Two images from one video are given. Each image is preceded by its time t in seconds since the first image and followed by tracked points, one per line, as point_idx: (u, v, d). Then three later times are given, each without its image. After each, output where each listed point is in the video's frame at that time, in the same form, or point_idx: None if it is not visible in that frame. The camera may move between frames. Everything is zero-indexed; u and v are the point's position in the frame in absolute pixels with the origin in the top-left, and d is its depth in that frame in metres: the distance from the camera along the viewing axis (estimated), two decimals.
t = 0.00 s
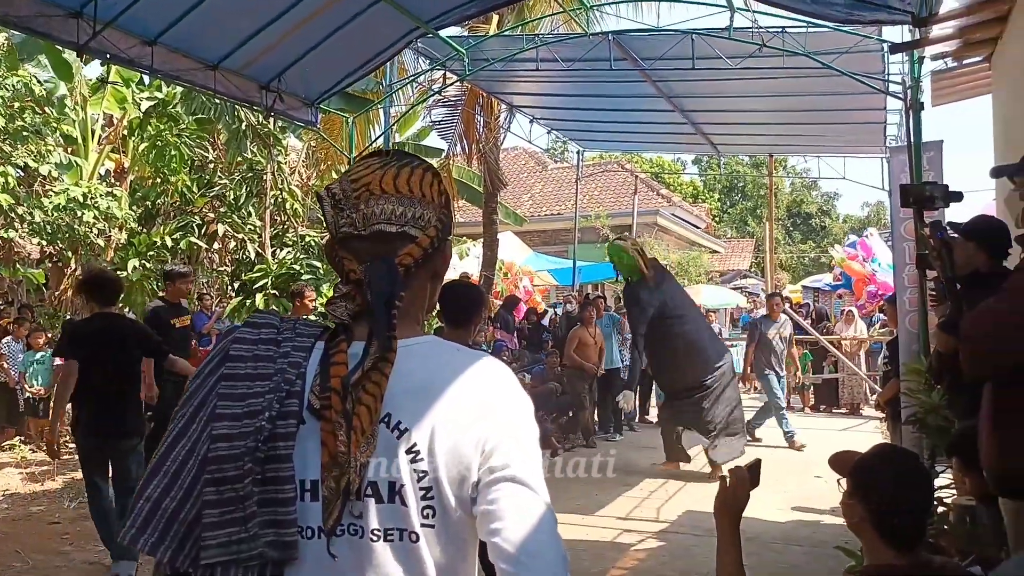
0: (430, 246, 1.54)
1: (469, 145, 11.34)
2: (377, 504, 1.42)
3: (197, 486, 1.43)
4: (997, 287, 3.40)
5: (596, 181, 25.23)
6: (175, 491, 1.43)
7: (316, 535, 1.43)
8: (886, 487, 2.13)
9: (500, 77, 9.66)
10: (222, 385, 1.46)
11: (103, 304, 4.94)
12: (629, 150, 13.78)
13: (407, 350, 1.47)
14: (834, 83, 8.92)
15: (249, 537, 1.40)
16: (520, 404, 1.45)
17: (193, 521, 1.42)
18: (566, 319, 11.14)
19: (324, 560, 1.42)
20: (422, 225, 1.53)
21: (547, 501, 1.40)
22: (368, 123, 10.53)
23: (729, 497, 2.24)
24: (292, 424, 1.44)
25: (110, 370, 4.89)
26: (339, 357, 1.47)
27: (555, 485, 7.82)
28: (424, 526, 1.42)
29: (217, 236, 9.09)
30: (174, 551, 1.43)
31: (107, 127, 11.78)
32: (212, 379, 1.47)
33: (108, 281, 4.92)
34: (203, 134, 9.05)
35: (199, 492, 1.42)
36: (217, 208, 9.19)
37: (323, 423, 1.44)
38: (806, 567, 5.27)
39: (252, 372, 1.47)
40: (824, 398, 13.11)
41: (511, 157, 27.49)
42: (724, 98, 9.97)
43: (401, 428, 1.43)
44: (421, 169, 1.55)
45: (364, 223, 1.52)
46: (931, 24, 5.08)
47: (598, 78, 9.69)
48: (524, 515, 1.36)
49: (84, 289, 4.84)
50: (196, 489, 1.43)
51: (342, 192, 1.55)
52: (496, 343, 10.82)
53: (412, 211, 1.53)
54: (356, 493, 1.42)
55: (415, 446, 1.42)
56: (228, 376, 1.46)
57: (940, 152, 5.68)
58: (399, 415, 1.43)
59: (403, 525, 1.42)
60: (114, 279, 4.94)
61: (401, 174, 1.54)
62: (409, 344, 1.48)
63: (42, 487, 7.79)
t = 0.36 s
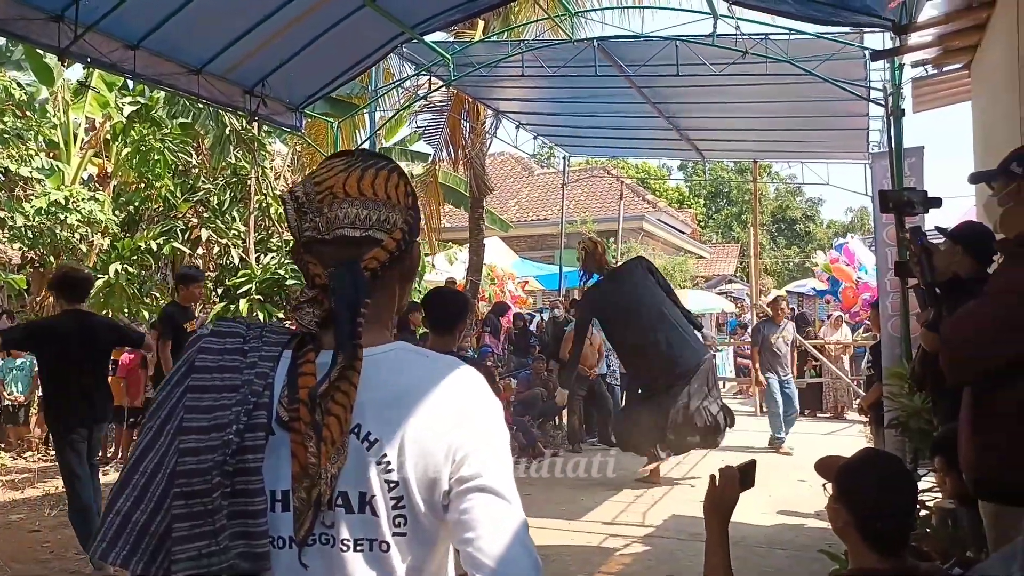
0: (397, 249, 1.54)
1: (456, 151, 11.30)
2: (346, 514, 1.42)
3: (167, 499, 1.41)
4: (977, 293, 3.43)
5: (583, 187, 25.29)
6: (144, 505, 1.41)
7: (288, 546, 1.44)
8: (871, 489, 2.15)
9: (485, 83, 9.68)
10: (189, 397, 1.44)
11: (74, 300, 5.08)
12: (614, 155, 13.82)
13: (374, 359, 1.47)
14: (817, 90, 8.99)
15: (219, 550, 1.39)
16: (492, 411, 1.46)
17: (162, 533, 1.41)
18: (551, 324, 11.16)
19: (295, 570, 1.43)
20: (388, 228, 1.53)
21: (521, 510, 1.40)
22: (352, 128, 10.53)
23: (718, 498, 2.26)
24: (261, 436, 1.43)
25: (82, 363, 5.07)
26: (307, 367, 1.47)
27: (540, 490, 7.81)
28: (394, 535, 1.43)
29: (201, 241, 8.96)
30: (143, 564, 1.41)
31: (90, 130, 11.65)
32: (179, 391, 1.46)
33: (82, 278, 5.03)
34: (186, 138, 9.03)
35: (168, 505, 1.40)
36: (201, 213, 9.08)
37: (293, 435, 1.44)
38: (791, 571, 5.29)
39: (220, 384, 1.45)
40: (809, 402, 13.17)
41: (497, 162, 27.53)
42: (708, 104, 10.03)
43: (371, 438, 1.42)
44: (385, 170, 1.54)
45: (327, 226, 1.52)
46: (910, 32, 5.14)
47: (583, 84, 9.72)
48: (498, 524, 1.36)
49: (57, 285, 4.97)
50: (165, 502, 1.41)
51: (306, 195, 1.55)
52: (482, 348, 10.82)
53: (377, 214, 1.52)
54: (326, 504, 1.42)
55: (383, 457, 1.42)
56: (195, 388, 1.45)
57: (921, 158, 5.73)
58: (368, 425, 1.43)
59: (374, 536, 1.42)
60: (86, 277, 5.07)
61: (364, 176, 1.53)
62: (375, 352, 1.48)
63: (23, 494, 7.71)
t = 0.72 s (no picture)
0: (356, 253, 1.51)
1: (441, 153, 11.31)
2: (312, 518, 1.42)
3: (134, 506, 1.41)
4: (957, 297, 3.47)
5: (567, 190, 25.34)
6: (111, 513, 1.42)
7: (255, 550, 1.43)
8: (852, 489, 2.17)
9: (469, 86, 9.68)
10: (155, 405, 1.44)
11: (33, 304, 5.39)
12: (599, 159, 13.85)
13: (336, 361, 1.46)
14: (800, 96, 9.05)
15: (188, 555, 1.40)
16: (457, 410, 1.46)
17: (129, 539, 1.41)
18: (536, 326, 11.17)
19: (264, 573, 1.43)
20: (345, 234, 1.51)
21: (486, 508, 1.42)
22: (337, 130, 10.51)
23: (702, 499, 2.26)
24: (227, 442, 1.43)
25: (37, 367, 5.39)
26: (271, 374, 1.46)
27: (524, 493, 7.82)
28: (360, 537, 1.42)
29: (183, 242, 8.87)
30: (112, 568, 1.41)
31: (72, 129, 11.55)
32: (145, 399, 1.45)
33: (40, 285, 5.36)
34: (168, 138, 8.95)
35: (135, 512, 1.41)
36: (183, 214, 9.00)
37: (258, 442, 1.44)
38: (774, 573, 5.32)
39: (183, 391, 1.44)
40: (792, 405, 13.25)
41: (482, 165, 27.53)
42: (692, 109, 10.08)
43: (335, 441, 1.42)
44: (341, 174, 1.51)
45: (283, 233, 1.51)
46: (892, 38, 5.18)
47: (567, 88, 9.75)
48: (465, 523, 1.38)
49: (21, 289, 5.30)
50: (133, 509, 1.41)
51: (262, 203, 1.54)
52: (467, 351, 10.82)
53: (334, 219, 1.50)
54: (291, 509, 1.41)
55: (347, 458, 1.41)
56: (160, 396, 1.44)
57: (902, 164, 5.78)
58: (332, 427, 1.42)
59: (339, 538, 1.42)
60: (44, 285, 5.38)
61: (321, 182, 1.50)
62: (340, 356, 1.47)
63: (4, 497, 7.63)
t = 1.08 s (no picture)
0: (313, 250, 1.52)
1: (428, 152, 11.25)
2: (280, 511, 1.42)
3: (98, 511, 1.37)
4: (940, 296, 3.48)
5: (555, 189, 25.34)
6: (73, 520, 1.37)
7: (225, 547, 1.43)
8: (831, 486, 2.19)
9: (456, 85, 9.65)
10: (117, 407, 1.41)
11: None
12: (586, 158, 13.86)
13: (298, 356, 1.46)
14: (785, 96, 9.10)
15: (158, 556, 1.37)
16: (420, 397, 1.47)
17: (95, 544, 1.37)
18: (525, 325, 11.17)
19: (234, 570, 1.42)
20: (301, 232, 1.51)
21: (451, 494, 1.44)
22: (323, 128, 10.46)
23: (688, 495, 2.28)
24: (192, 440, 1.42)
25: None
26: (234, 373, 1.46)
27: (512, 492, 7.81)
28: (330, 527, 1.43)
29: (167, 241, 8.82)
30: None
31: (56, 126, 11.41)
32: (105, 402, 1.42)
33: None
34: (154, 136, 8.81)
35: (99, 516, 1.37)
36: (168, 213, 8.92)
37: (222, 439, 1.42)
38: (760, 572, 5.33)
39: (144, 393, 1.42)
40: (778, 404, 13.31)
41: (471, 163, 27.48)
42: (678, 108, 10.10)
43: (301, 433, 1.42)
44: (294, 174, 1.51)
45: (237, 234, 1.49)
46: (877, 39, 5.20)
47: (554, 87, 9.73)
48: (430, 506, 1.39)
49: None
50: (96, 514, 1.37)
51: (210, 206, 1.52)
52: (454, 350, 10.81)
53: (290, 218, 1.50)
54: (257, 504, 1.41)
55: (314, 450, 1.42)
56: (121, 398, 1.41)
57: (886, 164, 5.82)
58: (297, 419, 1.42)
59: (309, 529, 1.42)
60: None
61: (273, 182, 1.50)
62: (301, 351, 1.47)
63: None
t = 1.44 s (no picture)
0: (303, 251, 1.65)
1: (415, 152, 11.14)
2: (281, 499, 1.46)
3: (94, 509, 1.35)
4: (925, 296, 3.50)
5: (544, 189, 25.36)
6: (63, 520, 1.34)
7: (224, 542, 1.42)
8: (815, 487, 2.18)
9: (444, 84, 9.63)
10: (105, 402, 1.39)
11: None
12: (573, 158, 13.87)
13: (299, 347, 1.53)
14: (771, 96, 9.14)
15: (163, 552, 1.36)
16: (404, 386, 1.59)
17: (93, 543, 1.35)
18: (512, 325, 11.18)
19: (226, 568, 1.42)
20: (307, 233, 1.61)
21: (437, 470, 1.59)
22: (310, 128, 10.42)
23: (679, 492, 2.27)
24: (192, 433, 1.41)
25: None
26: (231, 365, 1.45)
27: (500, 492, 7.81)
28: (332, 512, 1.49)
29: (153, 241, 8.74)
30: None
31: (40, 126, 11.31)
32: (90, 399, 1.39)
33: None
34: (139, 136, 8.76)
35: (95, 514, 1.35)
36: (154, 213, 8.85)
37: (217, 433, 1.42)
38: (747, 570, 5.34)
39: (135, 387, 1.41)
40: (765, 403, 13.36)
41: (459, 163, 27.47)
42: (665, 109, 10.12)
43: (303, 420, 1.48)
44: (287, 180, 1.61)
45: (290, 231, 1.52)
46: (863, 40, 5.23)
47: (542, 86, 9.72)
48: (420, 485, 1.54)
49: None
50: (92, 512, 1.35)
51: (252, 205, 1.48)
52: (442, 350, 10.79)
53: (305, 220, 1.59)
54: (259, 495, 1.45)
55: (319, 438, 1.48)
56: (111, 393, 1.39)
57: (872, 164, 5.85)
58: (297, 408, 1.48)
59: (312, 515, 1.48)
60: None
61: (287, 185, 1.57)
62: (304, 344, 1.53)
63: None
